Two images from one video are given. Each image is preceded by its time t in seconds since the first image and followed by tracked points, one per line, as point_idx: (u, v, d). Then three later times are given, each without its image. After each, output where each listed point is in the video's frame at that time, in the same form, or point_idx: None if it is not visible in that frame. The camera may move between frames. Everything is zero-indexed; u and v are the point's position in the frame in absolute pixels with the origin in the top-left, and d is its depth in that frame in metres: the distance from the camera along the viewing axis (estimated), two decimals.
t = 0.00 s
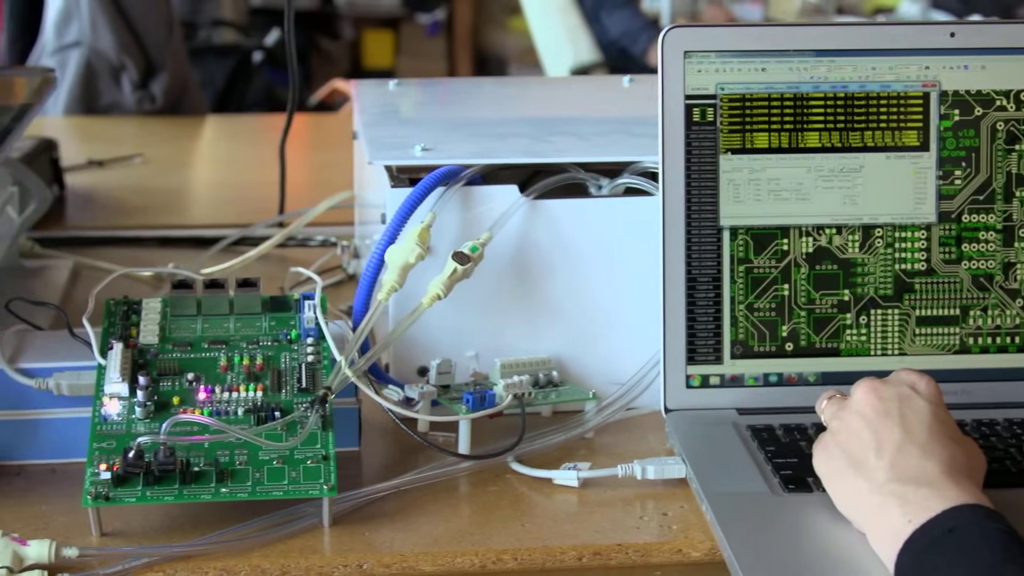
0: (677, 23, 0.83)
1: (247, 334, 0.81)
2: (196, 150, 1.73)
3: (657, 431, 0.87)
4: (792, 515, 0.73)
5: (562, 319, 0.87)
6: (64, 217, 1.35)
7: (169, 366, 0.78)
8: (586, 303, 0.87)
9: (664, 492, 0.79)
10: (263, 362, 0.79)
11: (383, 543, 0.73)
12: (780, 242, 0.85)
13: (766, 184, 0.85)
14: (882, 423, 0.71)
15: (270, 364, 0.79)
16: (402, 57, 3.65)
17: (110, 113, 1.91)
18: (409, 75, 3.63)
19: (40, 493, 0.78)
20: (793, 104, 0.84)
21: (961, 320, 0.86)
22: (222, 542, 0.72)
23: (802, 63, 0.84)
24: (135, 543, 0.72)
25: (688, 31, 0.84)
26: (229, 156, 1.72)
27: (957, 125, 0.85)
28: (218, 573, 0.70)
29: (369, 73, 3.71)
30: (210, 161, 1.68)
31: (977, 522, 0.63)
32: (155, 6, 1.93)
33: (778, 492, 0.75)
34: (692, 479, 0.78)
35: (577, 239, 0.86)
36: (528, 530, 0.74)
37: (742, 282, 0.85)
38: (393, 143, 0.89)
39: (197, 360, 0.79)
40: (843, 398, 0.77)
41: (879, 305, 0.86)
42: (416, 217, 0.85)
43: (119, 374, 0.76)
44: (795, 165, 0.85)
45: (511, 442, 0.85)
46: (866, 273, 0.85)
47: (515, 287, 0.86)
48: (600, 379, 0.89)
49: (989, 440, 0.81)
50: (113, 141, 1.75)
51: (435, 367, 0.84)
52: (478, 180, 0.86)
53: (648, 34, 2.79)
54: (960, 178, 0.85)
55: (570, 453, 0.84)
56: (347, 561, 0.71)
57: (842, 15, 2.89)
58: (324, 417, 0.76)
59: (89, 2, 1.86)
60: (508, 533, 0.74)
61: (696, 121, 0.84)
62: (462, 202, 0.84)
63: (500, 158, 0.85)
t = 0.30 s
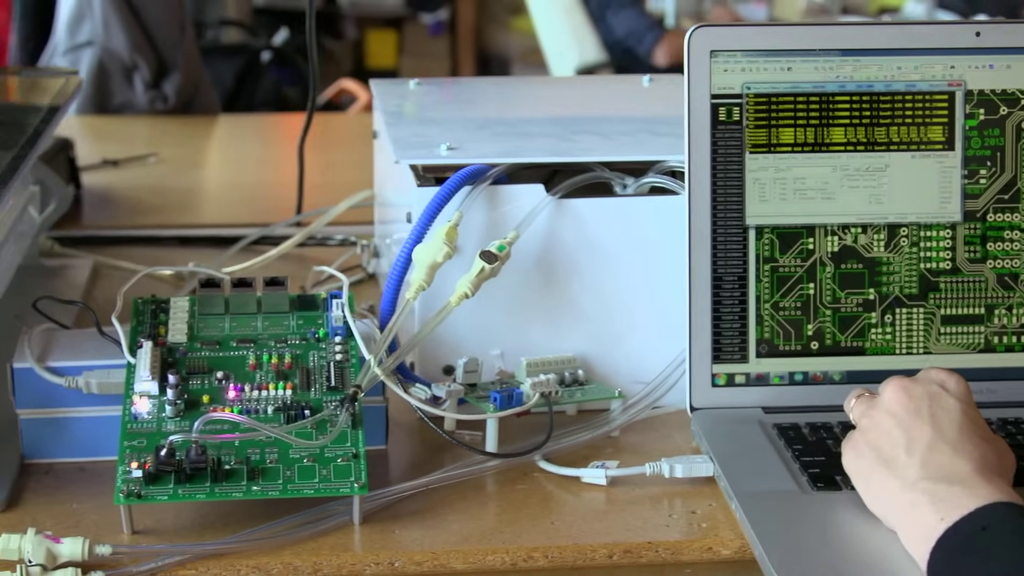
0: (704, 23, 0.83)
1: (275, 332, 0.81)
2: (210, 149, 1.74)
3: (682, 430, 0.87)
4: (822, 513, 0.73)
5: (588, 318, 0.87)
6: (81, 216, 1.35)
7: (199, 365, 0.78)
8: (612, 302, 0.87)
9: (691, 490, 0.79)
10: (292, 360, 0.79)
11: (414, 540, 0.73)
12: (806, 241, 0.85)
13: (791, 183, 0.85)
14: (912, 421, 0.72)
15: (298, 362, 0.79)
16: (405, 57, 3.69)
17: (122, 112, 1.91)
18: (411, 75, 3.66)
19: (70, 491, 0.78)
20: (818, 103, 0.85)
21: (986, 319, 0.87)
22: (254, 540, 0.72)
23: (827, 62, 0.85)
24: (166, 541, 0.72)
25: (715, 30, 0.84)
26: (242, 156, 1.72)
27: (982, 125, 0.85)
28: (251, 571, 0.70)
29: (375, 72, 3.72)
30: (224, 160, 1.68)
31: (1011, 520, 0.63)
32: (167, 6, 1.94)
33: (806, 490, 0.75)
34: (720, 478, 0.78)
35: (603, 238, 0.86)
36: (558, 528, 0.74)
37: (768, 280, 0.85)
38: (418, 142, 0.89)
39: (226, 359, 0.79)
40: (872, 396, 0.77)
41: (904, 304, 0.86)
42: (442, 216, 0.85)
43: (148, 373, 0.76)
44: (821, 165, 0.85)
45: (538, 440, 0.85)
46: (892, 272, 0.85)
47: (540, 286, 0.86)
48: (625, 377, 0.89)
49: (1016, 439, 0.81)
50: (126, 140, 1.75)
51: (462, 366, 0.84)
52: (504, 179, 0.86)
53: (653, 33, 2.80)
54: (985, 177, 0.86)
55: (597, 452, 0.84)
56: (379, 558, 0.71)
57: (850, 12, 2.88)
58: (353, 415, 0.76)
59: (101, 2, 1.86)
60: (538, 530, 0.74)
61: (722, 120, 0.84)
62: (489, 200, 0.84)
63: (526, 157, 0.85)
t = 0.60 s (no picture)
0: (730, 22, 0.84)
1: (303, 331, 0.81)
2: (223, 148, 1.74)
3: (708, 429, 0.87)
4: (852, 512, 0.73)
5: (613, 317, 0.87)
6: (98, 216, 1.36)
7: (228, 364, 0.79)
8: (637, 300, 0.87)
9: (719, 489, 0.80)
10: (320, 359, 0.80)
11: (444, 539, 0.73)
12: (831, 241, 0.85)
13: (817, 183, 0.85)
14: (942, 420, 0.72)
15: (326, 361, 0.80)
16: (408, 57, 3.71)
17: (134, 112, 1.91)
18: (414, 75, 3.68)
19: (100, 489, 0.78)
20: (844, 103, 0.85)
21: (1011, 318, 0.87)
22: (286, 538, 0.72)
23: (853, 62, 0.85)
24: (197, 539, 0.72)
25: (740, 29, 0.84)
26: (255, 155, 1.72)
27: (1007, 124, 0.86)
28: (283, 569, 0.70)
29: (380, 72, 3.72)
30: (238, 160, 1.68)
31: None
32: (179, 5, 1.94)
33: (835, 488, 0.75)
34: (749, 477, 0.78)
35: (628, 238, 0.86)
36: (588, 526, 0.75)
37: (793, 280, 0.85)
38: (443, 141, 0.89)
39: (255, 357, 0.79)
40: (901, 396, 0.77)
41: (929, 303, 0.86)
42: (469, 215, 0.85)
43: (178, 372, 0.77)
44: (846, 164, 0.85)
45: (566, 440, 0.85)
46: (916, 271, 0.86)
47: (565, 285, 0.86)
48: (651, 376, 0.89)
49: None
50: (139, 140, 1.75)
51: (489, 365, 0.84)
52: (529, 179, 0.86)
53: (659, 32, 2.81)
54: (1010, 177, 0.86)
55: (624, 451, 0.84)
56: (410, 556, 0.71)
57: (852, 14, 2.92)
58: (383, 414, 0.76)
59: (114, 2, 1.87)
60: (567, 529, 0.74)
61: (748, 119, 0.84)
62: (515, 199, 0.84)
63: (551, 157, 0.85)
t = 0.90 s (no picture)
0: (755, 22, 0.84)
1: (330, 330, 0.82)
2: (236, 148, 1.74)
3: (733, 428, 0.88)
4: (881, 510, 0.73)
5: (638, 316, 0.87)
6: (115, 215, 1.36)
7: (256, 362, 0.79)
8: (662, 299, 0.88)
9: (745, 487, 0.80)
10: (348, 358, 0.80)
11: (474, 537, 0.73)
12: (856, 240, 0.85)
13: (841, 182, 0.85)
14: (972, 418, 0.73)
15: (355, 360, 0.80)
16: (411, 57, 3.71)
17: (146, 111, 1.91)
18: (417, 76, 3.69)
19: (129, 487, 0.78)
20: (869, 102, 0.85)
21: None
22: (316, 536, 0.72)
23: (878, 61, 0.85)
24: (228, 537, 0.72)
25: (766, 29, 0.84)
26: (268, 155, 1.72)
27: None
28: (315, 567, 0.71)
29: (384, 72, 3.72)
30: (251, 159, 1.68)
31: None
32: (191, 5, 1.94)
33: (863, 486, 0.75)
34: (776, 475, 0.78)
35: (653, 237, 0.86)
36: (617, 524, 0.75)
37: (818, 279, 0.85)
38: (468, 141, 0.90)
39: (283, 356, 0.80)
40: (928, 393, 0.78)
41: (953, 302, 0.86)
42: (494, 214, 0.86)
43: (207, 370, 0.77)
44: (871, 163, 0.85)
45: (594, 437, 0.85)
46: (941, 270, 0.86)
47: (590, 284, 0.86)
48: (676, 375, 0.89)
49: None
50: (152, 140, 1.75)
51: (515, 364, 0.84)
52: (554, 178, 0.87)
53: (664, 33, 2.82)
54: None
55: (650, 449, 0.85)
56: (441, 554, 0.71)
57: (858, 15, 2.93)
58: (412, 412, 0.76)
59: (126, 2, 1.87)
60: (597, 527, 0.75)
61: (773, 119, 0.84)
62: (541, 199, 0.85)
63: (577, 156, 0.85)
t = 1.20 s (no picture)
0: (781, 22, 0.84)
1: (358, 329, 0.82)
2: (247, 148, 1.75)
3: (758, 427, 0.88)
4: (910, 508, 0.73)
5: (663, 315, 0.88)
6: (131, 215, 1.36)
7: (284, 361, 0.79)
8: (686, 299, 0.88)
9: (772, 486, 0.80)
10: (376, 356, 0.80)
11: (505, 536, 0.73)
12: (881, 239, 0.86)
13: (866, 181, 0.85)
14: (1001, 417, 0.74)
15: (383, 358, 0.80)
16: (416, 57, 3.70)
17: (158, 110, 1.91)
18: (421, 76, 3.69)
19: (158, 486, 0.78)
20: (894, 101, 0.85)
21: None
22: (347, 534, 0.72)
23: (903, 61, 0.85)
24: (259, 536, 0.72)
25: (791, 28, 0.84)
26: (280, 154, 1.73)
27: None
28: (347, 565, 0.71)
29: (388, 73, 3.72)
30: (264, 159, 1.69)
31: None
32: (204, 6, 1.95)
33: (891, 485, 0.76)
34: (804, 474, 0.78)
35: (678, 236, 0.86)
36: (646, 523, 0.75)
37: (843, 277, 0.86)
38: (492, 140, 0.90)
39: (311, 354, 0.80)
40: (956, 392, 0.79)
41: (978, 301, 0.87)
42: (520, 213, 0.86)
43: (236, 369, 0.77)
44: (896, 163, 0.85)
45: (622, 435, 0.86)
46: (965, 269, 0.86)
47: (615, 283, 0.87)
48: (701, 374, 0.90)
49: None
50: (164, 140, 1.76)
51: (541, 362, 0.85)
52: (580, 177, 0.87)
53: (669, 34, 2.83)
54: None
55: (676, 448, 0.85)
56: (472, 552, 0.72)
57: (863, 15, 2.94)
58: (441, 411, 0.76)
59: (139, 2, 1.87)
60: (626, 525, 0.75)
61: (798, 118, 0.84)
62: (566, 198, 0.85)
63: (602, 156, 0.85)
